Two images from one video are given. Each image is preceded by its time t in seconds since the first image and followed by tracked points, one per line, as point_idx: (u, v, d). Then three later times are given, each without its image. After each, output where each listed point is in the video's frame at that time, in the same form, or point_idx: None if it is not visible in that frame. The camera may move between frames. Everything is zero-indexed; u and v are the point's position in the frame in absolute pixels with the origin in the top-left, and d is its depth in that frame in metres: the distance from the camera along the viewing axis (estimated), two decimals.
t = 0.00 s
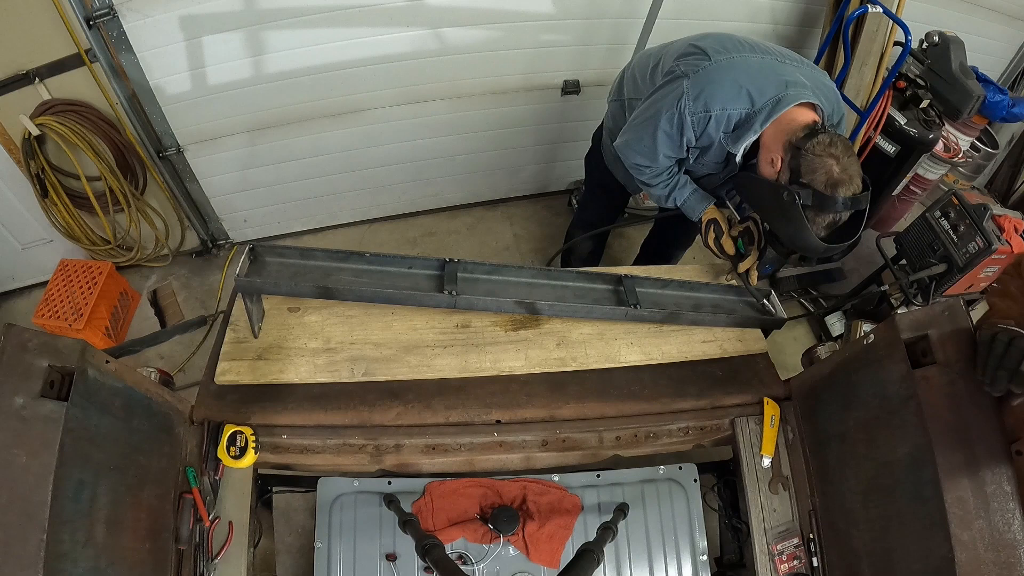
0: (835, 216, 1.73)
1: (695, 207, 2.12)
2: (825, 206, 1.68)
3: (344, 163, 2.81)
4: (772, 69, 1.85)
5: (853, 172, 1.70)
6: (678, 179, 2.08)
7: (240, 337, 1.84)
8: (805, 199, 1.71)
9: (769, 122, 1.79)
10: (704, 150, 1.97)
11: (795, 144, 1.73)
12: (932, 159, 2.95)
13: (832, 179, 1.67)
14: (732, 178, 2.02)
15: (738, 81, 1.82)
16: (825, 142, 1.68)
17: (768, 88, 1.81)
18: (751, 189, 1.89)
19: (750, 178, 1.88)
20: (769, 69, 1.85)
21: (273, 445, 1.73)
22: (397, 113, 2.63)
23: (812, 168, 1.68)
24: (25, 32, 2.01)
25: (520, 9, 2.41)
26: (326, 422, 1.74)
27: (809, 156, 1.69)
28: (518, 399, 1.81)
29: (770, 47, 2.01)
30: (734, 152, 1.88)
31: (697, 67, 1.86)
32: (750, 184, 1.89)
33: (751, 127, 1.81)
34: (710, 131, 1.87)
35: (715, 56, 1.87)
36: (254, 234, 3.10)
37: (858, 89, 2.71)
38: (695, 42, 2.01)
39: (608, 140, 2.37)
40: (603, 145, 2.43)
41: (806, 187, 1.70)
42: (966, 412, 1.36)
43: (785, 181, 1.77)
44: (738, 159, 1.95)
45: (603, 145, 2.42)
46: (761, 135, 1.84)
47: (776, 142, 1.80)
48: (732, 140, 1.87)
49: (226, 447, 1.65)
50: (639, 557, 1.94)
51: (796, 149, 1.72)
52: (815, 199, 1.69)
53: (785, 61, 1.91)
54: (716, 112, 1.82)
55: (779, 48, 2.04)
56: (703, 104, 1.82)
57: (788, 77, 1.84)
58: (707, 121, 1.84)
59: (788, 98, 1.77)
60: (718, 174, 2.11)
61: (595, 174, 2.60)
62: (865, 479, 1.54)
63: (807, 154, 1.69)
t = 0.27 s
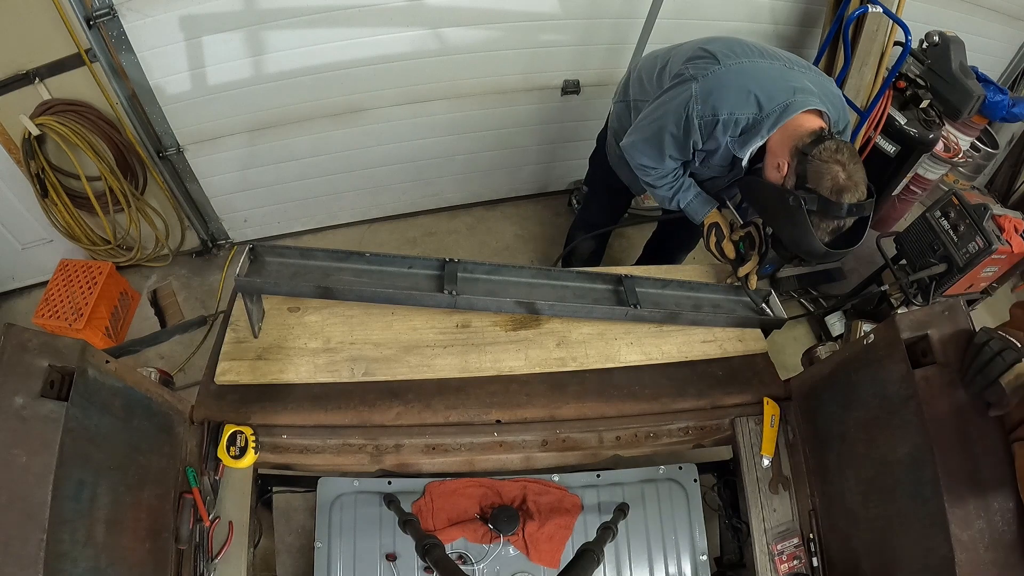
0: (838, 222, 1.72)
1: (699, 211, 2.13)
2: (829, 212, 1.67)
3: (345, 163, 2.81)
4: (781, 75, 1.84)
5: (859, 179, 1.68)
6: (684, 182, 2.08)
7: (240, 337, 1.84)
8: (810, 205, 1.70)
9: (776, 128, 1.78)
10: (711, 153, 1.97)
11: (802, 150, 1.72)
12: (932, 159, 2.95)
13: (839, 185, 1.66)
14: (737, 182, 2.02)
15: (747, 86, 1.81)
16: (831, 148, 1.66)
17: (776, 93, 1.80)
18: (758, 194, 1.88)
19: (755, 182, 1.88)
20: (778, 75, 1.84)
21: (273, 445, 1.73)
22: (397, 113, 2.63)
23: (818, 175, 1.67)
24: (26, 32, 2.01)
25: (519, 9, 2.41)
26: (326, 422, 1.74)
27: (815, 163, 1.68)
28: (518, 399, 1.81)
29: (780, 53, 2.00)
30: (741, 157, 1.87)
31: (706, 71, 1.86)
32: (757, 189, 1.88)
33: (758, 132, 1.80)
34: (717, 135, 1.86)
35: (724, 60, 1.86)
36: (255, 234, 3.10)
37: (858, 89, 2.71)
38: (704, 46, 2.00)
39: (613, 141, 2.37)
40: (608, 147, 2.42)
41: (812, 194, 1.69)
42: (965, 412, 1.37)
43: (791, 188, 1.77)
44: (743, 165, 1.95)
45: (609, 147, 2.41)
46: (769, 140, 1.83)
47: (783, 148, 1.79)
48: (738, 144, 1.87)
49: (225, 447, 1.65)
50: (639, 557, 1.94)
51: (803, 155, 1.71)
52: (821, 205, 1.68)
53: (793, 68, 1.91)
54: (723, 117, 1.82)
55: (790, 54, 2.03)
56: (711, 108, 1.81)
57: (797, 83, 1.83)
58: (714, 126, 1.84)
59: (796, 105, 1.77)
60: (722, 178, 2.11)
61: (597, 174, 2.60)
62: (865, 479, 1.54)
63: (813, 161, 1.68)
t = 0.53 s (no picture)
0: (840, 227, 1.74)
1: (701, 215, 2.14)
2: (830, 215, 1.68)
3: (345, 163, 2.81)
4: (785, 79, 1.85)
5: (861, 184, 1.69)
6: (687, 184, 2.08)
7: (240, 336, 1.83)
8: (811, 208, 1.71)
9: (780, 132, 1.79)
10: (714, 156, 1.97)
11: (805, 154, 1.73)
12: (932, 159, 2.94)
13: (840, 189, 1.67)
14: (739, 184, 2.02)
15: (751, 89, 1.81)
16: (834, 152, 1.68)
17: (780, 97, 1.80)
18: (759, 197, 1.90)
19: (757, 186, 1.89)
20: (782, 78, 1.84)
21: (273, 444, 1.73)
22: (397, 113, 2.63)
23: (820, 179, 1.69)
24: (26, 32, 2.01)
25: (519, 10, 2.41)
26: (326, 422, 1.74)
27: (818, 167, 1.69)
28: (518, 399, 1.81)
29: (784, 57, 2.00)
30: (743, 160, 1.88)
31: (710, 73, 1.86)
32: (758, 192, 1.90)
33: (760, 136, 1.81)
34: (720, 138, 1.87)
35: (729, 64, 1.86)
36: (255, 234, 3.10)
37: (859, 89, 2.70)
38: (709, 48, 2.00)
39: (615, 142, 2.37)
40: (610, 148, 2.42)
41: (814, 199, 1.71)
42: (965, 412, 1.37)
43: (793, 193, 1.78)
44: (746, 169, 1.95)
45: (611, 148, 2.41)
46: (771, 145, 1.84)
47: (785, 152, 1.80)
48: (741, 148, 1.87)
49: (226, 447, 1.65)
50: (639, 557, 1.94)
51: (806, 159, 1.73)
52: (821, 209, 1.70)
53: (798, 72, 1.91)
54: (727, 120, 1.82)
55: (794, 57, 2.03)
56: (715, 111, 1.82)
57: (801, 87, 1.84)
58: (717, 129, 1.84)
59: (800, 109, 1.77)
60: (724, 180, 2.12)
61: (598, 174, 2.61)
62: (865, 479, 1.54)
63: (816, 166, 1.70)
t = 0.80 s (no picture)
0: (838, 228, 1.75)
1: (702, 216, 2.14)
2: (829, 216, 1.69)
3: (345, 163, 2.81)
4: (785, 80, 1.84)
5: (860, 185, 1.70)
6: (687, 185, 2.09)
7: (240, 336, 1.83)
8: (810, 209, 1.72)
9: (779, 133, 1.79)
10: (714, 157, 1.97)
11: (803, 155, 1.74)
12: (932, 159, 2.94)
13: (839, 191, 1.67)
14: (739, 185, 2.02)
15: (751, 91, 1.81)
16: (833, 153, 1.68)
17: (780, 99, 1.80)
18: (758, 197, 1.90)
19: (756, 187, 1.90)
20: (782, 80, 1.84)
21: (273, 444, 1.73)
22: (397, 113, 2.63)
23: (818, 180, 1.69)
24: (26, 32, 2.01)
25: (519, 10, 2.41)
26: (326, 422, 1.74)
27: (817, 168, 1.69)
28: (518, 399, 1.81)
29: (785, 57, 2.00)
30: (742, 161, 1.88)
31: (711, 75, 1.86)
32: (757, 192, 1.90)
33: (760, 137, 1.81)
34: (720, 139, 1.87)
35: (729, 65, 1.86)
36: (254, 234, 3.11)
37: (859, 89, 2.70)
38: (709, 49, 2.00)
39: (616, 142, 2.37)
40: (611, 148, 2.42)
41: (812, 199, 1.71)
42: (965, 412, 1.37)
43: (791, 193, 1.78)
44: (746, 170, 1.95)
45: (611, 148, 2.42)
46: (771, 146, 1.84)
47: (785, 152, 1.80)
48: (741, 149, 1.87)
49: (226, 447, 1.65)
50: (639, 557, 1.94)
51: (804, 160, 1.73)
52: (819, 210, 1.70)
53: (798, 73, 1.91)
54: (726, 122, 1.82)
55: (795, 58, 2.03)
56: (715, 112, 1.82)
57: (801, 89, 1.83)
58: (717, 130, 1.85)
59: (800, 111, 1.77)
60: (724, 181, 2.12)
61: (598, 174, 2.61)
62: (865, 479, 1.54)
63: (815, 167, 1.70)
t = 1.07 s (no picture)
0: (837, 228, 1.75)
1: (702, 217, 2.14)
2: (827, 217, 1.69)
3: (345, 163, 2.81)
4: (784, 80, 1.84)
5: (858, 185, 1.71)
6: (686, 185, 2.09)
7: (240, 336, 1.83)
8: (808, 209, 1.72)
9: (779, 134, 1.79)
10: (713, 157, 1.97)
11: (802, 155, 1.74)
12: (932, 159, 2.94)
13: (837, 191, 1.68)
14: (738, 186, 2.02)
15: (750, 92, 1.81)
16: (832, 154, 1.68)
17: (779, 99, 1.80)
18: (757, 197, 1.90)
19: (755, 187, 1.90)
20: (781, 80, 1.84)
21: (273, 444, 1.73)
22: (397, 113, 2.63)
23: (816, 180, 1.69)
24: (26, 32, 2.01)
25: (519, 10, 2.41)
26: (326, 422, 1.74)
27: (815, 168, 1.69)
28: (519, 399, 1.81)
29: (784, 57, 2.00)
30: (741, 162, 1.89)
31: (709, 76, 1.86)
32: (756, 192, 1.90)
33: (759, 138, 1.81)
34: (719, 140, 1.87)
35: (728, 66, 1.86)
36: (254, 234, 3.11)
37: (859, 89, 2.70)
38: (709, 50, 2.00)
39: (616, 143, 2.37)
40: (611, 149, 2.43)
41: (810, 199, 1.71)
42: (964, 412, 1.37)
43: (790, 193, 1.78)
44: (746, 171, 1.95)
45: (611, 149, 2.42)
46: (769, 146, 1.84)
47: (784, 152, 1.80)
48: (740, 149, 1.87)
49: (226, 447, 1.65)
50: (638, 557, 1.94)
51: (803, 160, 1.73)
52: (817, 210, 1.70)
53: (797, 73, 1.91)
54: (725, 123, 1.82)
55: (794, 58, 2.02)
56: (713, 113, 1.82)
57: (800, 89, 1.83)
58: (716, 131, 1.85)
59: (799, 111, 1.77)
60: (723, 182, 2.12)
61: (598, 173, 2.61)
62: (865, 480, 1.54)
63: (813, 167, 1.70)
